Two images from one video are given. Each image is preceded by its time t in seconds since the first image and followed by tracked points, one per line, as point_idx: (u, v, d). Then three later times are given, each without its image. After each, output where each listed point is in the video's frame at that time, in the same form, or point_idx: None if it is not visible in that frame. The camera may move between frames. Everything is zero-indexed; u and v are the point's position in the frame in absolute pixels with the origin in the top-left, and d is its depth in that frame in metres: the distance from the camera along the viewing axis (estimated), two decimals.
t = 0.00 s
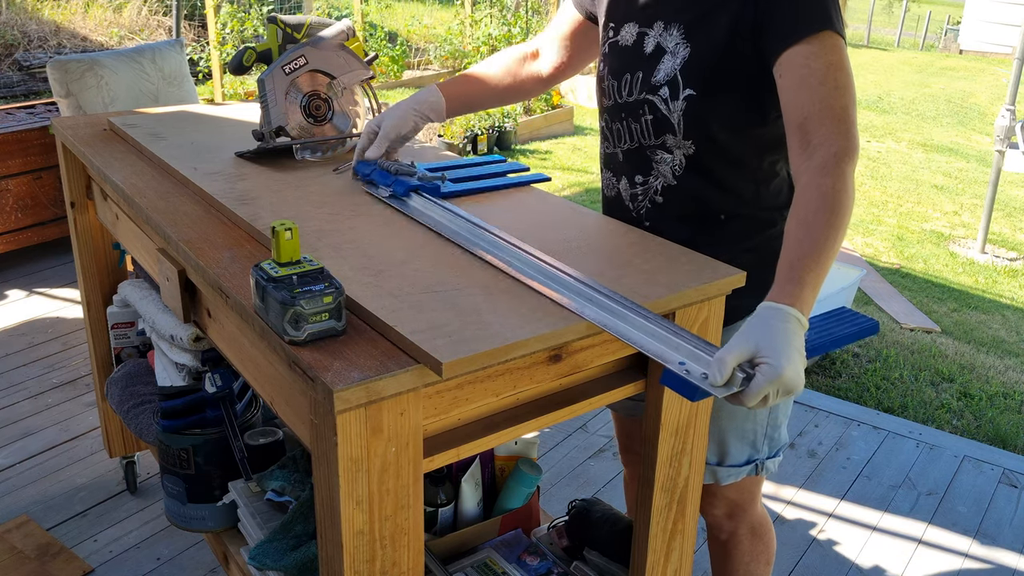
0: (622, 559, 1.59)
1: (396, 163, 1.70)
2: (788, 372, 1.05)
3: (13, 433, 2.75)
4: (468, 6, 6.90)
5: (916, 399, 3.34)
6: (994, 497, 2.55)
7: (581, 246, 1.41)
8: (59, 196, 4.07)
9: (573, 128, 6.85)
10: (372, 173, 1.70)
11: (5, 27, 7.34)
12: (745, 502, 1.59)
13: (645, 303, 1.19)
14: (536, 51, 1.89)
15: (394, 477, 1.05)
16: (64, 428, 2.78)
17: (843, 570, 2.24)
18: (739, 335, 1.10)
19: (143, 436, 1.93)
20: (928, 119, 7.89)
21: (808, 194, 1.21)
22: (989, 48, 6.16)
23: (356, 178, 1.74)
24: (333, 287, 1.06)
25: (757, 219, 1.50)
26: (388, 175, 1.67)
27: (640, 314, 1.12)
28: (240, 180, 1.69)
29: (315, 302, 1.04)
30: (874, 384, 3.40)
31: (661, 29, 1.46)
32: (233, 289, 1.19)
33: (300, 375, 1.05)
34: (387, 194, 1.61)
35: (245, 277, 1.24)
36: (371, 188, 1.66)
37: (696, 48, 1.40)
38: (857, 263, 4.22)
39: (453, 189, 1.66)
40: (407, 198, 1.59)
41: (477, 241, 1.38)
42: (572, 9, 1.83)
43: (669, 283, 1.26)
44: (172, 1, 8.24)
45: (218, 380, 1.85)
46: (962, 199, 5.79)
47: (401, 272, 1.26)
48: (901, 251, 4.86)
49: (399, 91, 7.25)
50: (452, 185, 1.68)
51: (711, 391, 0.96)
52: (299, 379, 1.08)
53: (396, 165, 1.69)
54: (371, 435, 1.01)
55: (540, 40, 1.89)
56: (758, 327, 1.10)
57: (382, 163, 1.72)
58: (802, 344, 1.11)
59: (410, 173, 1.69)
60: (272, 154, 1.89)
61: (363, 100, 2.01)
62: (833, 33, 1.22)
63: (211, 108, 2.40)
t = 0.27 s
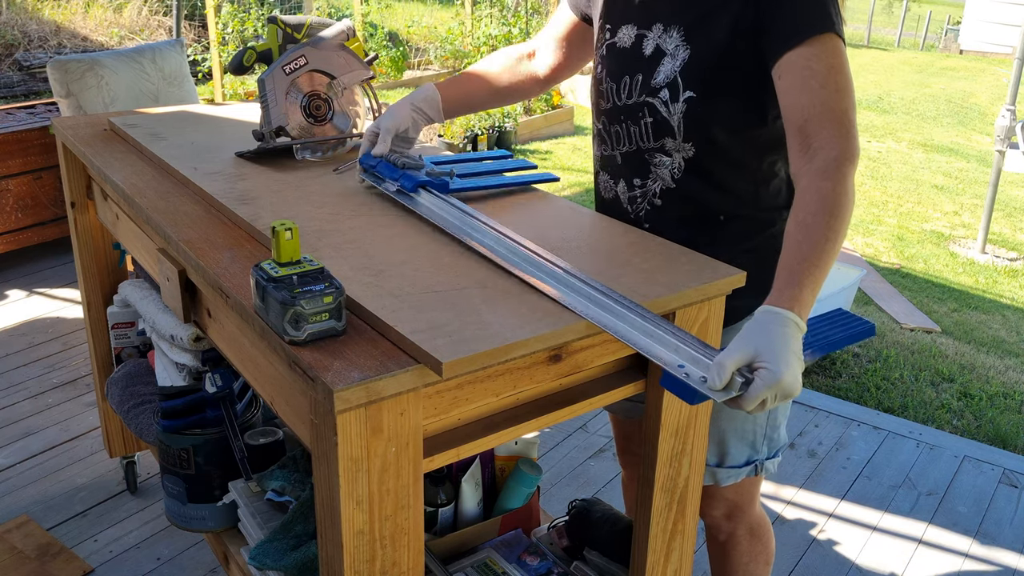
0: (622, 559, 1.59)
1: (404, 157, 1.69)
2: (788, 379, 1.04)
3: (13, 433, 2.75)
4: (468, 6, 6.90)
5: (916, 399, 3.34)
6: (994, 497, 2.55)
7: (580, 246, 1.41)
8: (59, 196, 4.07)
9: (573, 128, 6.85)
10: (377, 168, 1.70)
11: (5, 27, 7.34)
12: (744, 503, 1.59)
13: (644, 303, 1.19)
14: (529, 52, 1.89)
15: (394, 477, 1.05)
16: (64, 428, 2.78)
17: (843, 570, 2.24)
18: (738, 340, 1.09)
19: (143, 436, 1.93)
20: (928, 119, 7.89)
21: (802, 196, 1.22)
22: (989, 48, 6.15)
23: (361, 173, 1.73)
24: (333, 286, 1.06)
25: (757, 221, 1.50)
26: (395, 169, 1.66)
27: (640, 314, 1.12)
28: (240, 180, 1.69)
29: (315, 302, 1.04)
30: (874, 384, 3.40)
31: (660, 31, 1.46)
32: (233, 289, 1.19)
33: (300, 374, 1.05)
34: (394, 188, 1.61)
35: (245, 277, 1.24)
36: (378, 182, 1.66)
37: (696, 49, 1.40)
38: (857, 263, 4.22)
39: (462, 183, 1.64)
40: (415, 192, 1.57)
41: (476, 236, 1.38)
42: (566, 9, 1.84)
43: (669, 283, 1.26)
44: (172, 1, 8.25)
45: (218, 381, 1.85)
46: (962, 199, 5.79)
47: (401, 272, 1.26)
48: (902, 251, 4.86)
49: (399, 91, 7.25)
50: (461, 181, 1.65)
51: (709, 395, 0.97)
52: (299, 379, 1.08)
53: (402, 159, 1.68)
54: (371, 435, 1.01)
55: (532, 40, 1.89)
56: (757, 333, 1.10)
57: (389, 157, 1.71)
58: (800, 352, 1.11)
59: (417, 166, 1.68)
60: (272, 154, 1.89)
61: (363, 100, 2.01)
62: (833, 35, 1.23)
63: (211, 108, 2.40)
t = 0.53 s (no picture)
0: (621, 559, 1.59)
1: (409, 168, 1.64)
2: (789, 375, 1.05)
3: (13, 433, 2.75)
4: (468, 6, 6.89)
5: (916, 399, 3.34)
6: (994, 497, 2.55)
7: (580, 247, 1.41)
8: (59, 196, 4.07)
9: (573, 128, 6.85)
10: (381, 179, 1.65)
11: (5, 27, 7.33)
12: (742, 504, 1.60)
13: (644, 303, 1.19)
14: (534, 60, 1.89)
15: (394, 477, 1.05)
16: (64, 428, 2.78)
17: (843, 570, 2.24)
18: (739, 336, 1.10)
19: (143, 436, 1.93)
20: (928, 119, 7.88)
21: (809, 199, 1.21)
22: (989, 48, 6.15)
23: (363, 184, 1.68)
24: (333, 286, 1.06)
25: (755, 221, 1.50)
26: (400, 180, 1.61)
27: (639, 313, 1.12)
28: (240, 180, 1.69)
29: (315, 302, 1.04)
30: (874, 383, 3.40)
31: (658, 30, 1.46)
32: (233, 289, 1.19)
33: (300, 375, 1.05)
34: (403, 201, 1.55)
35: (245, 277, 1.24)
36: (382, 194, 1.61)
37: (695, 49, 1.40)
38: (857, 263, 4.22)
39: (467, 196, 1.59)
40: (421, 205, 1.52)
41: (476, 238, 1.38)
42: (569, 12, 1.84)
43: (669, 283, 1.26)
44: (172, 1, 8.25)
45: (218, 380, 1.85)
46: (962, 199, 5.78)
47: (401, 271, 1.26)
48: (902, 251, 4.86)
49: (399, 91, 7.25)
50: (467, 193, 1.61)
51: (712, 391, 0.97)
52: (299, 379, 1.08)
53: (408, 170, 1.63)
54: (371, 435, 1.01)
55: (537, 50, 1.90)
56: (758, 329, 1.10)
57: (394, 169, 1.66)
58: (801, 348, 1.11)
59: (423, 178, 1.63)
60: (272, 154, 1.89)
61: (363, 100, 2.01)
62: (838, 36, 1.22)
63: (211, 108, 2.40)
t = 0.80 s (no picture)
0: (622, 559, 1.59)
1: (403, 174, 1.66)
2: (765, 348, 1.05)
3: (14, 433, 2.75)
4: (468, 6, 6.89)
5: (916, 399, 3.34)
6: (994, 497, 2.55)
7: (580, 247, 1.41)
8: (59, 196, 4.07)
9: (573, 128, 6.85)
10: (377, 184, 1.65)
11: (5, 27, 7.33)
12: (742, 506, 1.59)
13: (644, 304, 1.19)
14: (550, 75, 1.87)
15: (394, 477, 1.05)
16: (64, 428, 2.78)
17: (843, 570, 2.24)
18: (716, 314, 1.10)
19: (143, 436, 1.92)
20: (928, 119, 7.88)
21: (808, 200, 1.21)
22: (989, 48, 6.15)
23: (357, 188, 1.68)
24: (333, 287, 1.06)
25: (757, 224, 1.50)
26: (394, 186, 1.62)
27: (631, 307, 1.14)
28: (240, 180, 1.69)
29: (315, 302, 1.04)
30: (874, 384, 3.40)
31: (663, 32, 1.46)
32: (233, 289, 1.19)
33: (300, 375, 1.05)
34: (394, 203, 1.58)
35: (245, 278, 1.24)
36: (377, 199, 1.61)
37: (700, 52, 1.40)
38: (858, 263, 4.22)
39: (461, 198, 1.62)
40: (416, 209, 1.54)
41: (476, 242, 1.38)
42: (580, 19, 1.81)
43: (669, 283, 1.26)
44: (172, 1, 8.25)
45: (218, 380, 1.87)
46: (962, 199, 5.78)
47: (400, 272, 1.26)
48: (902, 251, 4.86)
49: (399, 91, 7.25)
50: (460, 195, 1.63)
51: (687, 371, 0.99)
52: (299, 379, 1.08)
53: (402, 175, 1.65)
54: (371, 435, 1.01)
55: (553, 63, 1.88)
56: (735, 305, 1.10)
57: (387, 174, 1.67)
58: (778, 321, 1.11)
59: (417, 183, 1.64)
60: (272, 154, 1.89)
61: (363, 100, 2.01)
62: (845, 42, 1.22)
63: (211, 108, 2.40)
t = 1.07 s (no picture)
0: (621, 560, 1.59)
1: (423, 182, 1.60)
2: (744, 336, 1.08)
3: (13, 433, 2.75)
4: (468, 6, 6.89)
5: (916, 399, 3.34)
6: (994, 497, 2.55)
7: (580, 247, 1.41)
8: (59, 196, 4.07)
9: (573, 128, 6.85)
10: (395, 195, 1.59)
11: (5, 27, 7.33)
12: (739, 507, 1.59)
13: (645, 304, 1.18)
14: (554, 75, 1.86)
15: (394, 476, 1.05)
16: (64, 428, 2.78)
17: (843, 570, 2.24)
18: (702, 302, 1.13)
19: (143, 436, 1.91)
20: (928, 119, 7.88)
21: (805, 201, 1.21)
22: (989, 48, 6.15)
23: (376, 197, 1.62)
24: (333, 287, 1.06)
25: (754, 226, 1.49)
26: (414, 196, 1.57)
27: (634, 308, 1.15)
28: (240, 180, 1.69)
29: (315, 302, 1.04)
30: (874, 383, 3.40)
31: (662, 31, 1.46)
32: (233, 289, 1.19)
33: (300, 375, 1.05)
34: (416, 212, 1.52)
35: (245, 278, 1.24)
36: (397, 209, 1.55)
37: (697, 51, 1.41)
38: (858, 263, 4.22)
39: (485, 206, 1.57)
40: (437, 220, 1.49)
41: (476, 243, 1.38)
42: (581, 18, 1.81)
43: (669, 283, 1.26)
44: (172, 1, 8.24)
45: (218, 380, 1.86)
46: (961, 199, 5.78)
47: (400, 272, 1.25)
48: (902, 251, 4.86)
49: (399, 91, 7.25)
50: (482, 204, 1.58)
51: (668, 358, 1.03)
52: (299, 379, 1.07)
53: (422, 184, 1.59)
54: (371, 435, 1.01)
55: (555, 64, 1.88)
56: (721, 291, 1.12)
57: (407, 183, 1.61)
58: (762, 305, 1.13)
59: (438, 192, 1.59)
60: (272, 154, 1.89)
61: (363, 100, 2.01)
62: (844, 47, 1.22)
63: (210, 108, 2.40)
